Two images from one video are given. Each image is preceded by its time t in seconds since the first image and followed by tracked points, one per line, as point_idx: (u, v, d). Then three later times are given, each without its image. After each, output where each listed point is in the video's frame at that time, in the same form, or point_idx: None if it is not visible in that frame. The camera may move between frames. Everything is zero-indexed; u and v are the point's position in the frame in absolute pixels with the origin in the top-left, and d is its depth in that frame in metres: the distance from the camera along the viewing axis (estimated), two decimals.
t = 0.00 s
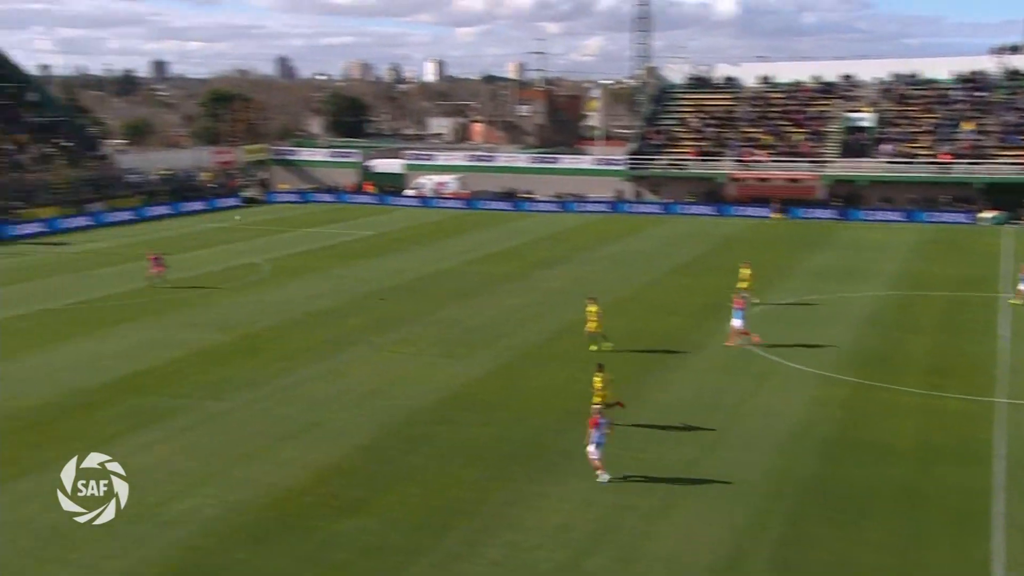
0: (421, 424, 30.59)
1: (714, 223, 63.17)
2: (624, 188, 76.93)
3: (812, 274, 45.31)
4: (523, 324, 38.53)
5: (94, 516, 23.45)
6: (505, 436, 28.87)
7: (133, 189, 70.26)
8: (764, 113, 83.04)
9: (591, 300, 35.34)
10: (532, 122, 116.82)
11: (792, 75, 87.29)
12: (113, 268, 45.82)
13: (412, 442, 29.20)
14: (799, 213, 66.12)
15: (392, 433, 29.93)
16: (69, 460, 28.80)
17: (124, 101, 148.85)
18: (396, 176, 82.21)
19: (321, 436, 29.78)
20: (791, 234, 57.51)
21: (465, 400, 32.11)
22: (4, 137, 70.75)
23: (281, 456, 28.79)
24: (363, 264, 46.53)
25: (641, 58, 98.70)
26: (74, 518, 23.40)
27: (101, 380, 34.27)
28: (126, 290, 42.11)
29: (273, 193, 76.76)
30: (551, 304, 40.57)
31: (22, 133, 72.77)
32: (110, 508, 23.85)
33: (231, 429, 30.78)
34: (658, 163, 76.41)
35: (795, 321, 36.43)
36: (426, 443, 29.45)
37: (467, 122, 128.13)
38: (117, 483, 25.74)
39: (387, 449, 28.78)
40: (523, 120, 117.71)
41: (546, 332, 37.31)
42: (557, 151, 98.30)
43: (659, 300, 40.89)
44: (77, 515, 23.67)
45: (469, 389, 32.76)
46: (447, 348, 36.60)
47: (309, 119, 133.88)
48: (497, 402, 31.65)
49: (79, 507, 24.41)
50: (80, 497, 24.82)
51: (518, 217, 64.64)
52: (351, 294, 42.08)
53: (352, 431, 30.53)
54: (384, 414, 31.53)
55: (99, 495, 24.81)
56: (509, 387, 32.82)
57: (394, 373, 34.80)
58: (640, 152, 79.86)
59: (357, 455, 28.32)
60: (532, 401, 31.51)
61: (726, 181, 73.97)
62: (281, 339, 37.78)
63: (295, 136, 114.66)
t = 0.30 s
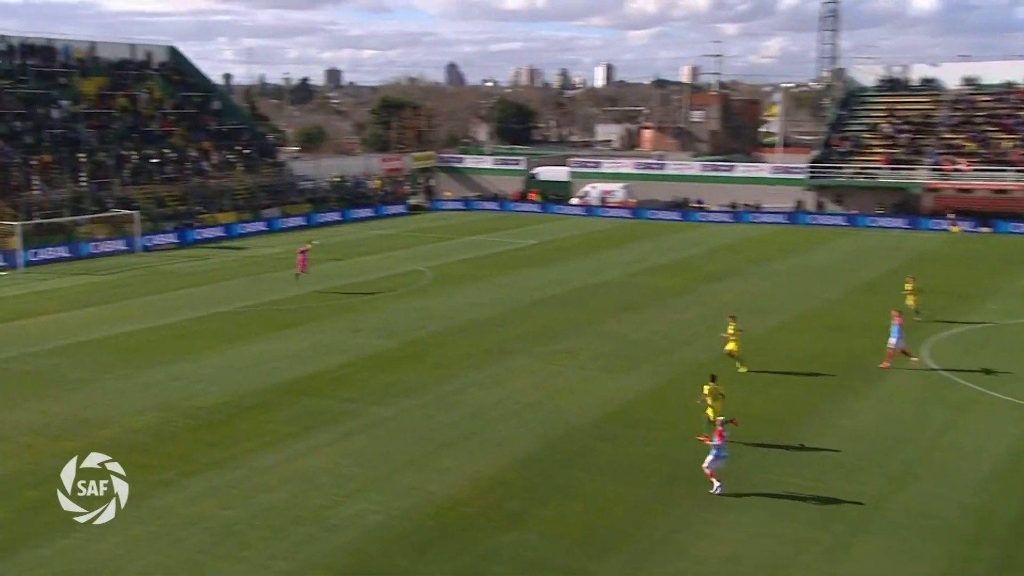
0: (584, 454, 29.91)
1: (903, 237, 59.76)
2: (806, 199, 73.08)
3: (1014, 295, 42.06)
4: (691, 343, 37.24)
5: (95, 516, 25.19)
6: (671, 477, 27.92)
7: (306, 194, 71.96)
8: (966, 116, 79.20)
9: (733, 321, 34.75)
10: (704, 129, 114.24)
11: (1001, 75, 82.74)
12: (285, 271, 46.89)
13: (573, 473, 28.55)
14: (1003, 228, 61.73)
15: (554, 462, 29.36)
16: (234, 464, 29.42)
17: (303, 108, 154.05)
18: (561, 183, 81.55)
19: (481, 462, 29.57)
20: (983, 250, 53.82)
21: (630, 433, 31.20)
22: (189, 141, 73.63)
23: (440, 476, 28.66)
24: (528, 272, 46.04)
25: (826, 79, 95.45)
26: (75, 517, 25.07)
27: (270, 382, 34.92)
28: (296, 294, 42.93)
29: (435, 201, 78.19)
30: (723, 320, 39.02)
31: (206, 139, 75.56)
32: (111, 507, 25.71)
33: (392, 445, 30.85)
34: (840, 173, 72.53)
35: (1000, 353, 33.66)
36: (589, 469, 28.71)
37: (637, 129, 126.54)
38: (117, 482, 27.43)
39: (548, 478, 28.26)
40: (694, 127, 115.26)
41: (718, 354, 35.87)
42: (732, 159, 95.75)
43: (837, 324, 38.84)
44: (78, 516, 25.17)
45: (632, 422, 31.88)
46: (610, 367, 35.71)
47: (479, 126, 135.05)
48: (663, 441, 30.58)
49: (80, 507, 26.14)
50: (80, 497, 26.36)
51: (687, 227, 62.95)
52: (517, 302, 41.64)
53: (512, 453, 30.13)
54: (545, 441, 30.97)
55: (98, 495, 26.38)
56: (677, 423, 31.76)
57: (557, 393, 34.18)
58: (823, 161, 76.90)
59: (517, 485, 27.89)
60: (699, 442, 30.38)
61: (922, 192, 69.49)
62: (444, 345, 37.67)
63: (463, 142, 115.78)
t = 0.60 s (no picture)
0: (685, 474, 28.13)
1: None
2: (932, 205, 68.73)
3: None
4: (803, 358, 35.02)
5: (95, 516, 25.87)
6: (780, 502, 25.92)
7: (398, 197, 71.54)
8: None
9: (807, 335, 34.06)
10: (818, 129, 110.00)
11: None
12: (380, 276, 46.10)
13: (673, 494, 26.80)
14: None
15: (655, 483, 27.63)
16: (321, 476, 28.58)
17: (405, 108, 154.40)
18: (662, 186, 79.37)
19: (576, 480, 28.05)
20: None
21: (736, 455, 29.25)
22: (281, 143, 74.18)
23: (533, 494, 27.23)
24: (628, 280, 44.26)
25: (955, 75, 90.64)
26: (76, 518, 25.76)
27: (360, 390, 34.01)
28: (391, 300, 42.03)
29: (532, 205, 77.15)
30: (838, 334, 36.58)
31: (298, 141, 75.94)
32: (110, 507, 26.34)
33: (484, 459, 29.55)
34: (970, 176, 67.73)
35: None
36: (692, 491, 26.93)
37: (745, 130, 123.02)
38: (116, 481, 27.86)
39: (648, 499, 26.57)
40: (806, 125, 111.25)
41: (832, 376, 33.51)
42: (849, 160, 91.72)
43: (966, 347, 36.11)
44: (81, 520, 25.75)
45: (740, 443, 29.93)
46: (716, 383, 33.77)
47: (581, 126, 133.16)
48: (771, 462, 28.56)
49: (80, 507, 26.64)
50: (81, 497, 26.89)
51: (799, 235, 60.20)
52: (615, 311, 39.91)
53: (610, 472, 28.52)
54: (644, 459, 29.27)
55: (98, 495, 26.91)
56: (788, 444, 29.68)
57: (658, 408, 32.42)
58: (952, 162, 72.54)
59: (613, 505, 26.30)
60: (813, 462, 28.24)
61: None
62: (541, 355, 36.21)
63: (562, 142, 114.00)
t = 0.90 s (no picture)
0: (716, 487, 26.48)
1: None
2: (978, 202, 66.20)
3: None
4: (839, 365, 33.27)
5: (94, 516, 25.16)
6: (817, 520, 24.24)
7: (413, 194, 69.99)
8: None
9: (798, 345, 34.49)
10: (856, 124, 107.03)
11: None
12: (397, 278, 44.60)
13: (704, 508, 25.17)
14: None
15: (684, 497, 26.01)
16: (332, 486, 27.11)
17: (427, 103, 152.77)
18: (690, 183, 77.46)
19: (600, 492, 26.45)
20: None
21: (769, 467, 27.58)
22: (293, 139, 73.17)
23: (555, 506, 25.65)
24: (654, 282, 42.57)
25: (1001, 66, 87.74)
26: (75, 518, 25.04)
27: (374, 397, 32.52)
28: (407, 302, 40.53)
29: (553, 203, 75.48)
30: (878, 340, 34.87)
31: (310, 136, 74.89)
32: (110, 507, 25.58)
33: (503, 469, 28.03)
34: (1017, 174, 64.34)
35: None
36: (724, 505, 25.29)
37: (777, 125, 120.68)
38: (117, 481, 27.11)
39: (677, 513, 24.95)
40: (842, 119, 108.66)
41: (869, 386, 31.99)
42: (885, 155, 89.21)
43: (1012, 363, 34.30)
44: (83, 518, 25.06)
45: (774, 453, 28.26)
46: (747, 391, 32.08)
47: (607, 121, 131.12)
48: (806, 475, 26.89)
49: (79, 507, 25.90)
50: (82, 496, 26.20)
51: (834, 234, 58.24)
52: (641, 315, 38.24)
53: (635, 484, 26.91)
54: (672, 470, 27.64)
55: (102, 495, 26.21)
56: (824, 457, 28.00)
57: (686, 418, 30.78)
58: (997, 159, 70.09)
59: (640, 519, 24.68)
60: (852, 478, 26.58)
61: None
62: (564, 360, 34.62)
63: (586, 137, 111.96)
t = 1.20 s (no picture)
0: (735, 496, 25.08)
1: None
2: (1007, 197, 64.37)
3: None
4: (861, 369, 31.82)
5: (94, 516, 24.36)
6: (842, 532, 22.82)
7: (416, 189, 68.60)
8: None
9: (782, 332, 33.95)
10: (880, 115, 106.33)
11: None
12: (401, 277, 43.25)
13: (723, 518, 23.78)
14: None
15: (700, 505, 24.60)
16: (332, 494, 25.76)
17: (434, 94, 150.88)
18: (704, 177, 75.84)
19: (613, 500, 25.07)
20: None
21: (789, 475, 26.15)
22: (290, 132, 71.81)
23: (566, 515, 24.25)
24: (667, 281, 41.11)
25: None
26: (74, 519, 24.24)
27: (376, 400, 31.16)
28: (411, 302, 39.14)
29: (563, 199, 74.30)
30: (902, 342, 33.45)
31: (308, 129, 73.63)
32: (110, 507, 24.79)
33: (511, 476, 26.66)
34: None
35: None
36: (743, 515, 23.89)
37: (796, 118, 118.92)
38: (118, 481, 26.25)
39: (693, 524, 23.58)
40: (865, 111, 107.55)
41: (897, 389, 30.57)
42: (908, 149, 87.41)
43: None
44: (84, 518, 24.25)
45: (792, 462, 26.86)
46: (765, 396, 30.68)
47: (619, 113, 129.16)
48: (827, 483, 25.55)
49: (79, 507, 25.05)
50: (83, 497, 25.34)
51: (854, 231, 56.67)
52: (653, 316, 36.80)
53: (649, 492, 25.52)
54: (688, 477, 26.24)
55: (103, 496, 25.40)
56: (846, 464, 26.61)
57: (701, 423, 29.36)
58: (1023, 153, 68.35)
59: (655, 530, 23.31)
60: (876, 487, 25.19)
61: None
62: (574, 363, 33.21)
63: (595, 132, 110.38)
